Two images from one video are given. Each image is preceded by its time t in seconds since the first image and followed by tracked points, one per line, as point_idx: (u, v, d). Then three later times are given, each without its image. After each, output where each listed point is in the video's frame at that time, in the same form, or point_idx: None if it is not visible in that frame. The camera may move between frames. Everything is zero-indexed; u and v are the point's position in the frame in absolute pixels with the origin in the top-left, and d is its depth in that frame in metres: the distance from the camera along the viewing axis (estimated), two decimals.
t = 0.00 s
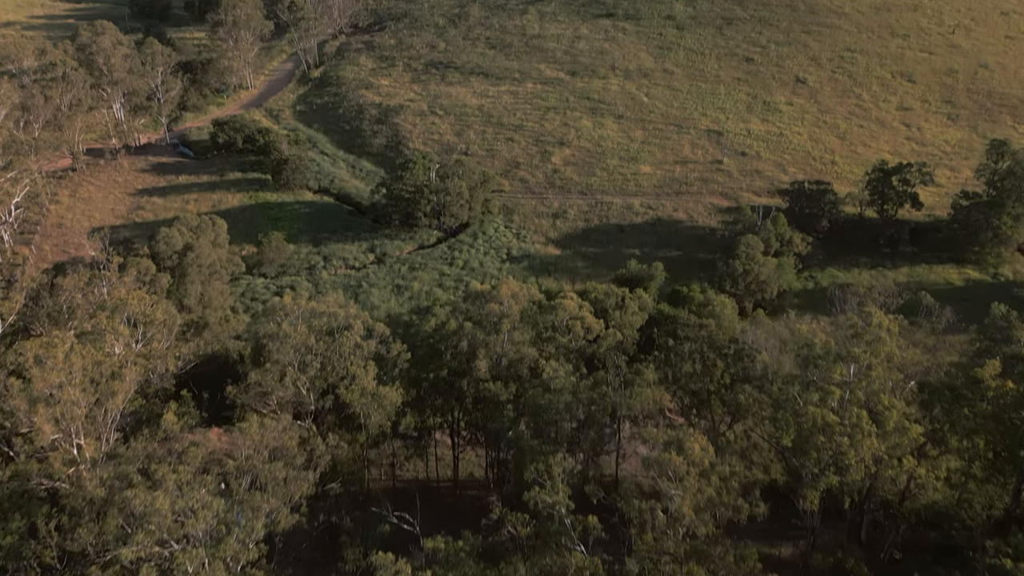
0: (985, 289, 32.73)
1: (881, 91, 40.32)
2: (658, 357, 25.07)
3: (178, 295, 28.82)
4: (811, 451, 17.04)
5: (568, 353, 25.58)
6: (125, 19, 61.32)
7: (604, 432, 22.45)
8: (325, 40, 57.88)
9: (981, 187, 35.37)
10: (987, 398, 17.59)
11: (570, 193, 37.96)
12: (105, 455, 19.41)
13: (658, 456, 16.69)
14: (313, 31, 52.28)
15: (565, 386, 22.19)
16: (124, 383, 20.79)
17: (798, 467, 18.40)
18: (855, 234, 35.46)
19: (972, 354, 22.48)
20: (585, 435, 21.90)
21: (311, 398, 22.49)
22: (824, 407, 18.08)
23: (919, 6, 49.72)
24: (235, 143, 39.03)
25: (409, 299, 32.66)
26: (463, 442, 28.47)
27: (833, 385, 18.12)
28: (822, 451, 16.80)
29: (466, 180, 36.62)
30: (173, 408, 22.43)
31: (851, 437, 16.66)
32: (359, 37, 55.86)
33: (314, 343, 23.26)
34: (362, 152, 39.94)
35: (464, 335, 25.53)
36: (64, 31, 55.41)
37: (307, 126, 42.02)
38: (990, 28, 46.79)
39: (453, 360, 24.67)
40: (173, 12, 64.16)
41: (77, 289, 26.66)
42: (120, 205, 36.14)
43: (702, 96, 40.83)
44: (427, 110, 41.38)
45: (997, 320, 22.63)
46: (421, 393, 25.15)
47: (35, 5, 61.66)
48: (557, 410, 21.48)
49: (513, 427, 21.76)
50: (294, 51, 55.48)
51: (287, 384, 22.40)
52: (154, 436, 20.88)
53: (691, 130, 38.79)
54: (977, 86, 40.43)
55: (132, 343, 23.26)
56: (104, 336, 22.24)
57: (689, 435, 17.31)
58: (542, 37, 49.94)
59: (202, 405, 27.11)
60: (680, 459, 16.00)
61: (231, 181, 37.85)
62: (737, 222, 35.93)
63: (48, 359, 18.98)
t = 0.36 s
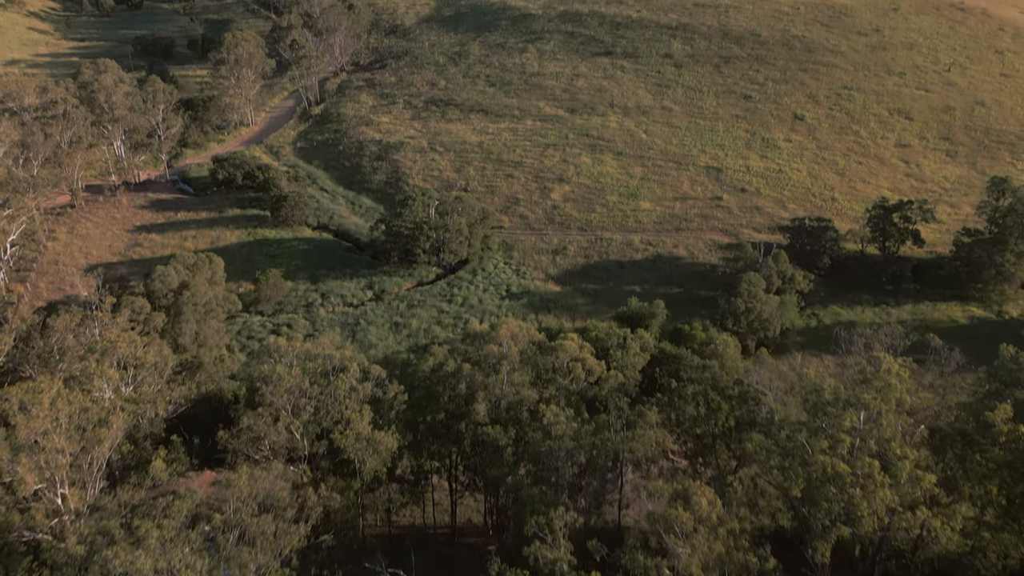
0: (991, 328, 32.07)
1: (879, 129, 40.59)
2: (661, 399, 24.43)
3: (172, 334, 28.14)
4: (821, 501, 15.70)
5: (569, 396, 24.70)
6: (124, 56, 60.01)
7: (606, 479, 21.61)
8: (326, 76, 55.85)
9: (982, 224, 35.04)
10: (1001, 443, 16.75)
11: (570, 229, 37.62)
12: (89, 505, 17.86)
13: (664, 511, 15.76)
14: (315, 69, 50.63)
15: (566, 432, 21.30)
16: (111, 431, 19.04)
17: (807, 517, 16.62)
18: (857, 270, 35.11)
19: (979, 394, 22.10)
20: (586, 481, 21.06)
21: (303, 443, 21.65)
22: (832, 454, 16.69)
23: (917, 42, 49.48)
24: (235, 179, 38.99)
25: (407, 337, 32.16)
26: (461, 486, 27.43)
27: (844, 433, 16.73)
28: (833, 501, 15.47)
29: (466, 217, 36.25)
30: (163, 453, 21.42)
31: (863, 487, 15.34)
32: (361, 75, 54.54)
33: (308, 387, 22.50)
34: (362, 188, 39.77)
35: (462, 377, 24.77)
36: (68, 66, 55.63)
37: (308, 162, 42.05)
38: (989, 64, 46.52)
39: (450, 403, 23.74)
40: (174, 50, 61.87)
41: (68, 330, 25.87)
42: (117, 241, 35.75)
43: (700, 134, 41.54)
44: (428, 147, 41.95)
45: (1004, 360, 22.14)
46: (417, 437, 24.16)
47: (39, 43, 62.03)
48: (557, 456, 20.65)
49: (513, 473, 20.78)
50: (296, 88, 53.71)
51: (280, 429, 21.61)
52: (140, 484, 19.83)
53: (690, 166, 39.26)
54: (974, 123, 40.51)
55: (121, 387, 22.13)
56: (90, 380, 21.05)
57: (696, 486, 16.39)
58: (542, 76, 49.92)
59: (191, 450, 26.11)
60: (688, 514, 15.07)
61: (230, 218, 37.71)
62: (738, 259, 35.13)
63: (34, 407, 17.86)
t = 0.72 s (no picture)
0: (999, 367, 31.30)
1: (877, 164, 40.61)
2: (665, 442, 23.61)
3: (166, 373, 27.03)
4: (832, 555, 14.36)
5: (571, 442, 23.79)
6: (127, 94, 60.66)
7: (609, 529, 20.65)
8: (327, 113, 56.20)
9: (985, 261, 34.66)
10: (1016, 489, 15.71)
11: (569, 265, 37.23)
12: (72, 558, 16.21)
13: (672, 568, 14.62)
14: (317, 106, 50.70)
15: (568, 481, 20.32)
16: (96, 480, 17.76)
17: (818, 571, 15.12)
18: (860, 307, 34.73)
19: (990, 438, 21.66)
20: (588, 531, 20.12)
21: (297, 491, 20.34)
22: (843, 504, 15.29)
23: (914, 79, 49.94)
24: (234, 216, 38.92)
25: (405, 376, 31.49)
26: (458, 533, 26.30)
27: (856, 483, 15.34)
28: (846, 555, 14.08)
29: (465, 253, 35.86)
30: (150, 503, 20.06)
31: (878, 540, 14.01)
32: (362, 112, 54.88)
33: (303, 432, 21.34)
34: (361, 224, 39.50)
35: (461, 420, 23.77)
36: (71, 103, 56.14)
37: (308, 199, 41.95)
38: (986, 100, 46.83)
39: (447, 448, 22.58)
40: (177, 88, 62.64)
41: (56, 372, 24.77)
42: (114, 278, 35.40)
43: (699, 170, 41.62)
44: (428, 182, 41.90)
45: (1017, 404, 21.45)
46: (413, 483, 23.07)
47: (43, 80, 62.70)
48: (557, 507, 19.81)
49: (512, 522, 20.12)
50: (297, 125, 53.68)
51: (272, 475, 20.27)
52: (122, 536, 18.66)
53: (689, 202, 39.09)
54: (973, 159, 40.44)
55: (108, 433, 20.93)
56: (77, 426, 20.29)
57: (705, 540, 15.21)
58: (541, 111, 50.31)
59: (180, 499, 24.45)
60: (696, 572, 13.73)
61: (228, 254, 37.48)
62: (740, 296, 34.67)
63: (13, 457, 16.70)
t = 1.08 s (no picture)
0: (1008, 406, 30.32)
1: (877, 200, 40.40)
2: (671, 488, 22.80)
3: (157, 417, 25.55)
4: None
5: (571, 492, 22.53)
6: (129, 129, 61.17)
7: None
8: (327, 149, 56.55)
9: (990, 298, 34.09)
10: None
11: (569, 301, 36.57)
12: None
13: None
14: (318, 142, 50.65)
15: (569, 533, 19.45)
16: (77, 533, 17.16)
17: None
18: (864, 344, 34.21)
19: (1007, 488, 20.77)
20: None
21: (287, 541, 19.44)
22: (858, 562, 14.73)
23: (911, 115, 50.35)
24: (231, 252, 38.22)
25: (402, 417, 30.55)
26: None
27: (870, 540, 14.80)
28: None
29: (464, 289, 35.28)
30: (133, 555, 19.10)
31: None
32: (362, 147, 55.21)
33: (294, 479, 20.35)
34: (359, 260, 39.09)
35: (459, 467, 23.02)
36: (73, 139, 56.48)
37: (305, 235, 41.65)
38: (983, 136, 47.11)
39: (444, 495, 22.50)
40: (179, 124, 63.31)
41: (41, 417, 23.02)
42: (108, 314, 34.87)
43: (699, 206, 41.29)
44: (427, 217, 41.63)
45: None
46: (408, 531, 22.48)
47: (45, 116, 63.26)
48: (558, 560, 19.11)
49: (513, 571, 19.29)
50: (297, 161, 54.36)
51: (262, 524, 19.30)
52: None
53: (689, 238, 38.66)
54: (973, 195, 40.32)
55: (92, 482, 20.05)
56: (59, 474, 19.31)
57: None
58: (540, 147, 50.47)
59: (167, 550, 22.17)
60: None
61: (225, 291, 37.10)
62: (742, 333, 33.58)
63: None
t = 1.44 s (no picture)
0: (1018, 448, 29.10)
1: (878, 236, 40.26)
2: (675, 538, 22.09)
3: (146, 460, 24.37)
4: None
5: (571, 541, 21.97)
6: (129, 165, 61.63)
7: None
8: (327, 184, 57.03)
9: (996, 335, 33.45)
10: None
11: (570, 338, 35.90)
12: None
13: None
14: (318, 178, 50.83)
15: None
16: None
17: None
18: (869, 383, 33.48)
19: None
20: None
21: None
22: None
23: (909, 151, 50.75)
24: (229, 288, 38.28)
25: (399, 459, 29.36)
26: None
27: None
28: None
29: (462, 326, 34.61)
30: None
31: None
32: (361, 183, 55.53)
33: (286, 530, 19.32)
34: (358, 296, 38.64)
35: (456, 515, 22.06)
36: (73, 175, 56.80)
37: (304, 270, 41.45)
38: (982, 172, 47.36)
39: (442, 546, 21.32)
40: (179, 159, 63.78)
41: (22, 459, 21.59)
42: (102, 352, 34.25)
43: (700, 242, 41.07)
44: (426, 253, 41.36)
45: None
46: None
47: (47, 152, 63.83)
48: None
49: None
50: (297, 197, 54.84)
51: None
52: None
53: (690, 274, 38.34)
54: (975, 231, 40.17)
55: (72, 534, 18.56)
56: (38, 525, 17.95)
57: None
58: (540, 183, 50.54)
59: None
60: None
61: (221, 327, 36.58)
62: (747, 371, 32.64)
63: None
